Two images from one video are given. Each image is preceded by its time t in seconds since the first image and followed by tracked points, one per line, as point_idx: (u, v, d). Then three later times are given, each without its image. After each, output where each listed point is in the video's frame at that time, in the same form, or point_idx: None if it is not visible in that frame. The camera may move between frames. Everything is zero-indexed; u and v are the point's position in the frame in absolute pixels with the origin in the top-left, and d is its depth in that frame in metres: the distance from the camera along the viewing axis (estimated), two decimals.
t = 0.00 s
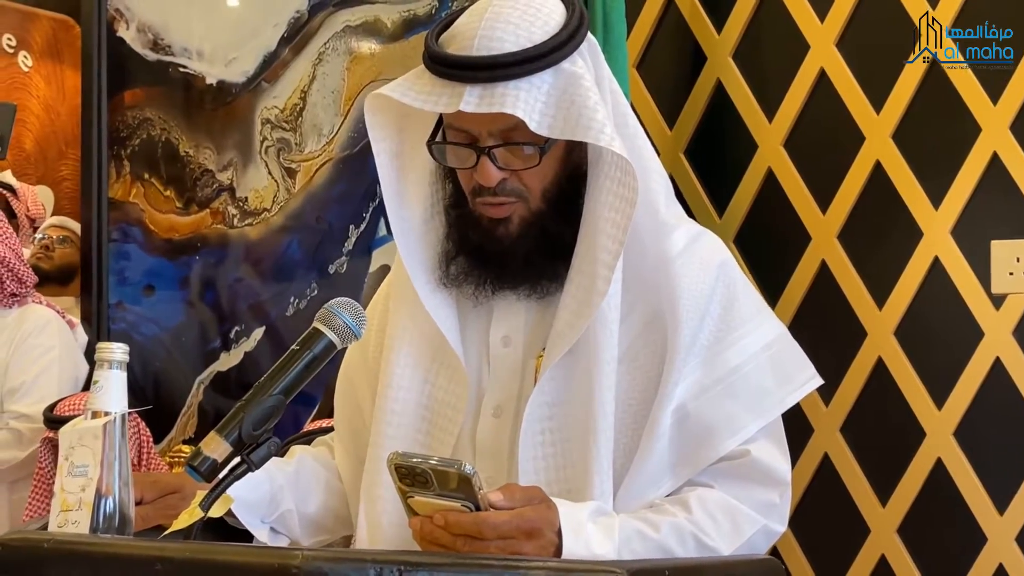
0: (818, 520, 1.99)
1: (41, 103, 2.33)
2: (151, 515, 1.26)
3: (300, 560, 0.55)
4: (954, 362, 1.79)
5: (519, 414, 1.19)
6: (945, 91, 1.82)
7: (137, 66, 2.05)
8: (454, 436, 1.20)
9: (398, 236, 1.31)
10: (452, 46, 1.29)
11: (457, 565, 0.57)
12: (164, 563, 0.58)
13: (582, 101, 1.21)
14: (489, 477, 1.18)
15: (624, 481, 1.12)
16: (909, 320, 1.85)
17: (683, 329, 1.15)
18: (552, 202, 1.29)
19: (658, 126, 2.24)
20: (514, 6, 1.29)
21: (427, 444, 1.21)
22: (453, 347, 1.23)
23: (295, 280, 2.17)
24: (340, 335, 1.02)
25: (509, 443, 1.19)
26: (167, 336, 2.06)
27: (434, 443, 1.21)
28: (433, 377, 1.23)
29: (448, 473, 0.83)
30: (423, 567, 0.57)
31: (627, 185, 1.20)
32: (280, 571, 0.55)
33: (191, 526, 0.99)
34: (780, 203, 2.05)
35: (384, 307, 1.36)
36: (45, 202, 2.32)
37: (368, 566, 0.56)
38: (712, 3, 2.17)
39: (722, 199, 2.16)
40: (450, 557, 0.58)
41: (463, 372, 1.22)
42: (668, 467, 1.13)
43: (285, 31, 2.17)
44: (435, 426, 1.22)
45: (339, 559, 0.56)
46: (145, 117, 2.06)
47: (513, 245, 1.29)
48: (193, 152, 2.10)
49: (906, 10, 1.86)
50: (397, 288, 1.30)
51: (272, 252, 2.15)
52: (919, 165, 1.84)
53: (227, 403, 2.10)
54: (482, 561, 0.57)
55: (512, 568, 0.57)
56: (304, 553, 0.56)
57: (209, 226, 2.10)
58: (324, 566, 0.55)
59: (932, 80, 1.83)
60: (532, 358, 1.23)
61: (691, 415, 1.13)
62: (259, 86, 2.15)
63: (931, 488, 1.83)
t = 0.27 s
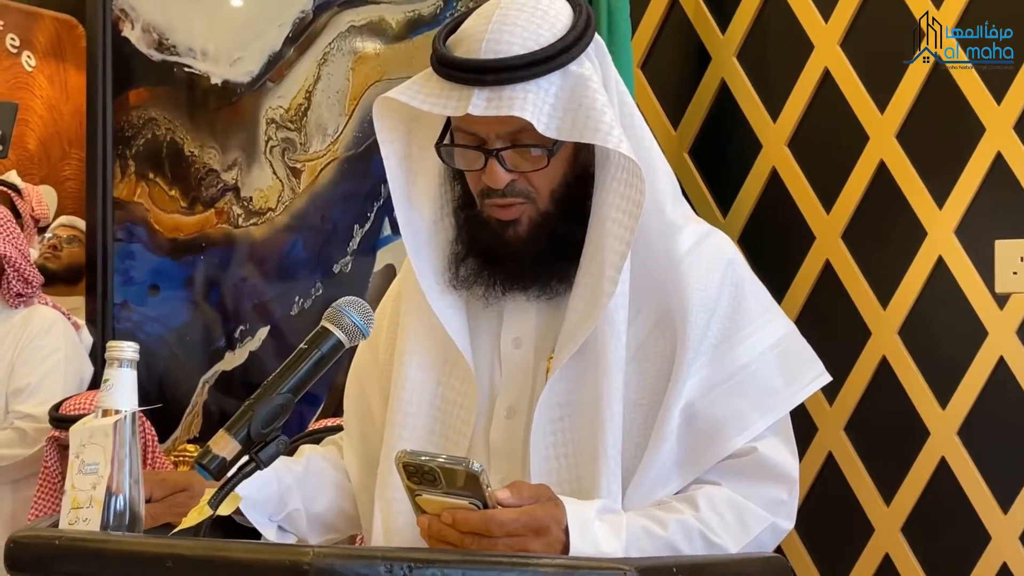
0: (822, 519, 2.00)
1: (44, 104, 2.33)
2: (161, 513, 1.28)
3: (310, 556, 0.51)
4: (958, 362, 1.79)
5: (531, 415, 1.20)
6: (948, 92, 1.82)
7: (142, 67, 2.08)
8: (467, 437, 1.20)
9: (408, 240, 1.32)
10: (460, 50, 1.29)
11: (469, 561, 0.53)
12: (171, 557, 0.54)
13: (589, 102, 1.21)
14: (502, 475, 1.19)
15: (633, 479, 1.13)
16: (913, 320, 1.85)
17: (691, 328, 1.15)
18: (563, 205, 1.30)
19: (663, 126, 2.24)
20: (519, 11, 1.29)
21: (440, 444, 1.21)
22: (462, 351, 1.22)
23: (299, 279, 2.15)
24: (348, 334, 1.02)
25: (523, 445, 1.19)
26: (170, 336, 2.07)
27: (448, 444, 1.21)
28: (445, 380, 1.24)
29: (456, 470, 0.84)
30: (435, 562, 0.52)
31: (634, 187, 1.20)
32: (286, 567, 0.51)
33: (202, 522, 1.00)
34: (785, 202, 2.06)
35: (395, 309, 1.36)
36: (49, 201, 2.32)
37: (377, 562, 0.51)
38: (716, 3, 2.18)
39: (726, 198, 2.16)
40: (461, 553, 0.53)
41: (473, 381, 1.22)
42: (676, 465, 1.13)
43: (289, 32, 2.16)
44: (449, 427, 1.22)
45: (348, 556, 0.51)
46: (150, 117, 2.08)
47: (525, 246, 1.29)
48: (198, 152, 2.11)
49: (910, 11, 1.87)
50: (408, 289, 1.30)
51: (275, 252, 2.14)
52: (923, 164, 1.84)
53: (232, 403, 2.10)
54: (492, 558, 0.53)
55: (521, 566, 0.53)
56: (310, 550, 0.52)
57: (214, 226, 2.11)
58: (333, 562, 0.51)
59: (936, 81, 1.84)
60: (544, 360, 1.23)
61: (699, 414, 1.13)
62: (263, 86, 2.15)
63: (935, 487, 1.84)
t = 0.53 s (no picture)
0: (824, 519, 2.00)
1: (47, 104, 2.33)
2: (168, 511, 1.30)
3: (319, 556, 0.51)
4: (961, 362, 1.80)
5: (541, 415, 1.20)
6: (952, 92, 1.83)
7: (145, 67, 2.10)
8: (477, 436, 1.20)
9: (417, 240, 1.32)
10: (471, 50, 1.29)
11: (475, 560, 0.53)
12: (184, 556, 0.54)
13: (601, 102, 1.22)
14: (510, 474, 1.19)
15: (640, 478, 1.13)
16: (916, 320, 1.85)
17: (699, 327, 1.16)
18: (574, 206, 1.30)
19: (666, 126, 2.24)
20: (531, 12, 1.29)
21: (451, 443, 1.21)
22: (470, 348, 1.23)
23: (302, 279, 2.14)
24: (354, 334, 1.02)
25: (532, 444, 1.19)
26: (173, 335, 2.09)
27: (458, 444, 1.21)
28: (454, 379, 1.24)
29: (462, 470, 0.84)
30: (442, 562, 0.52)
31: (645, 186, 1.21)
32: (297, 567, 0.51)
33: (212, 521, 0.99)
34: (788, 202, 2.06)
35: (404, 310, 1.36)
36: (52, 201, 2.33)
37: (386, 561, 0.51)
38: (719, 4, 2.18)
39: (729, 198, 2.16)
40: (469, 552, 0.54)
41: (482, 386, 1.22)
42: (682, 464, 1.13)
43: (293, 32, 2.16)
44: (460, 426, 1.22)
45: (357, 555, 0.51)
46: (154, 116, 2.10)
47: (534, 246, 1.29)
48: (201, 152, 2.12)
49: (913, 11, 1.87)
50: (418, 289, 1.31)
51: (279, 252, 2.14)
52: (926, 164, 1.85)
53: (234, 404, 2.10)
54: (498, 558, 0.53)
55: (526, 565, 0.53)
56: (322, 549, 0.52)
57: (217, 226, 2.11)
58: (342, 562, 0.51)
59: (938, 82, 1.84)
60: (553, 360, 1.24)
61: (706, 413, 1.14)
62: (267, 87, 2.15)
63: (938, 487, 1.84)
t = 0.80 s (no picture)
0: (825, 517, 2.00)
1: (47, 104, 2.33)
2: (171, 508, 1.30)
3: (321, 553, 0.51)
4: (961, 360, 1.80)
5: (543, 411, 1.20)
6: (952, 91, 1.83)
7: (146, 66, 2.10)
8: (479, 433, 1.20)
9: (423, 235, 1.32)
10: (480, 47, 1.29)
11: (477, 558, 0.52)
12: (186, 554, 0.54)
13: (609, 102, 1.22)
14: (512, 471, 1.19)
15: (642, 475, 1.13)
16: (916, 319, 1.85)
17: (703, 326, 1.16)
18: (580, 206, 1.30)
19: (666, 125, 2.24)
20: (540, 9, 1.29)
21: (454, 440, 1.21)
22: (473, 341, 1.23)
23: (302, 278, 2.14)
24: (355, 333, 1.02)
25: (534, 441, 1.19)
26: (175, 335, 2.09)
27: (461, 441, 1.21)
28: (458, 374, 1.24)
29: (464, 467, 0.84)
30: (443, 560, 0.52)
31: (652, 186, 1.20)
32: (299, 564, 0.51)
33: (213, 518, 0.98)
34: (788, 201, 2.06)
35: (408, 304, 1.36)
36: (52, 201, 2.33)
37: (388, 559, 0.51)
38: (720, 3, 2.18)
39: (730, 197, 2.16)
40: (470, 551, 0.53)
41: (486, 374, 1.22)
42: (683, 463, 1.13)
43: (293, 31, 2.16)
44: (461, 423, 1.22)
45: (360, 553, 0.51)
46: (155, 116, 2.10)
47: (538, 243, 1.29)
48: (202, 152, 2.12)
49: (913, 10, 1.87)
50: (422, 285, 1.31)
51: (280, 250, 2.14)
52: (927, 163, 1.85)
53: (235, 402, 2.10)
54: (500, 556, 0.52)
55: (529, 564, 0.52)
56: (323, 546, 0.51)
57: (218, 225, 2.11)
58: (344, 560, 0.50)
59: (938, 82, 1.84)
60: (556, 356, 1.24)
61: (708, 411, 1.14)
62: (267, 86, 2.15)
63: (939, 485, 1.84)
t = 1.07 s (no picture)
0: (822, 516, 2.00)
1: (43, 103, 2.32)
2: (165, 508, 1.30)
3: (320, 551, 0.50)
4: (958, 359, 1.80)
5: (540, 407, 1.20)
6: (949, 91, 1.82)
7: (142, 65, 2.09)
8: (474, 426, 1.20)
9: (422, 227, 1.32)
10: (483, 41, 1.29)
11: (477, 556, 0.51)
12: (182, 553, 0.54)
13: (612, 98, 1.21)
14: (509, 469, 1.19)
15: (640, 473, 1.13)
16: (913, 317, 1.85)
17: (702, 324, 1.15)
18: (580, 201, 1.30)
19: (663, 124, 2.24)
20: (544, 4, 1.29)
21: (448, 438, 1.21)
22: (469, 339, 1.23)
23: (299, 278, 2.15)
24: (353, 331, 1.02)
25: (531, 439, 1.19)
26: (171, 334, 2.07)
27: (456, 437, 1.21)
28: (453, 371, 1.24)
29: (463, 466, 0.84)
30: (444, 557, 0.51)
31: (654, 182, 1.21)
32: (298, 562, 0.50)
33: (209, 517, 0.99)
34: (785, 199, 2.06)
35: (405, 300, 1.36)
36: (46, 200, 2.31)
37: (387, 557, 0.50)
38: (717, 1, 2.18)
39: (727, 196, 2.16)
40: (469, 548, 0.52)
41: (479, 368, 1.22)
42: (681, 461, 1.13)
43: (290, 30, 2.16)
44: (457, 419, 1.21)
45: (358, 550, 0.50)
46: (151, 115, 2.09)
47: (538, 241, 1.29)
48: (198, 151, 2.11)
49: (910, 10, 1.87)
50: (420, 280, 1.31)
51: (275, 249, 2.15)
52: (924, 161, 1.85)
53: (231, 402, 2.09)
54: (500, 553, 0.52)
55: (528, 561, 0.51)
56: (323, 544, 0.51)
57: (214, 224, 2.11)
58: (343, 557, 0.50)
59: (936, 81, 1.84)
60: (553, 353, 1.24)
61: (707, 410, 1.14)
62: (264, 85, 2.15)
63: (936, 484, 1.84)
